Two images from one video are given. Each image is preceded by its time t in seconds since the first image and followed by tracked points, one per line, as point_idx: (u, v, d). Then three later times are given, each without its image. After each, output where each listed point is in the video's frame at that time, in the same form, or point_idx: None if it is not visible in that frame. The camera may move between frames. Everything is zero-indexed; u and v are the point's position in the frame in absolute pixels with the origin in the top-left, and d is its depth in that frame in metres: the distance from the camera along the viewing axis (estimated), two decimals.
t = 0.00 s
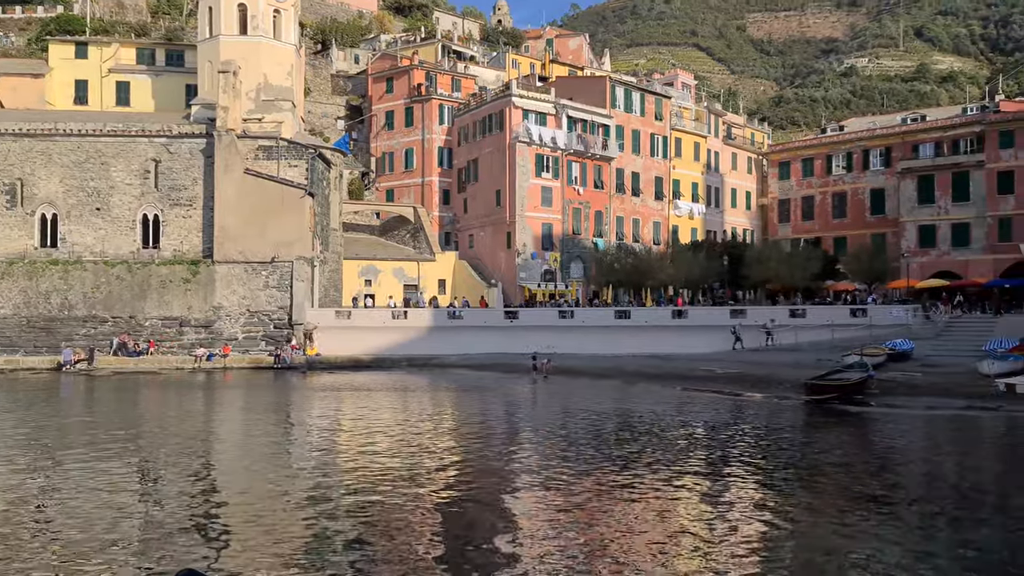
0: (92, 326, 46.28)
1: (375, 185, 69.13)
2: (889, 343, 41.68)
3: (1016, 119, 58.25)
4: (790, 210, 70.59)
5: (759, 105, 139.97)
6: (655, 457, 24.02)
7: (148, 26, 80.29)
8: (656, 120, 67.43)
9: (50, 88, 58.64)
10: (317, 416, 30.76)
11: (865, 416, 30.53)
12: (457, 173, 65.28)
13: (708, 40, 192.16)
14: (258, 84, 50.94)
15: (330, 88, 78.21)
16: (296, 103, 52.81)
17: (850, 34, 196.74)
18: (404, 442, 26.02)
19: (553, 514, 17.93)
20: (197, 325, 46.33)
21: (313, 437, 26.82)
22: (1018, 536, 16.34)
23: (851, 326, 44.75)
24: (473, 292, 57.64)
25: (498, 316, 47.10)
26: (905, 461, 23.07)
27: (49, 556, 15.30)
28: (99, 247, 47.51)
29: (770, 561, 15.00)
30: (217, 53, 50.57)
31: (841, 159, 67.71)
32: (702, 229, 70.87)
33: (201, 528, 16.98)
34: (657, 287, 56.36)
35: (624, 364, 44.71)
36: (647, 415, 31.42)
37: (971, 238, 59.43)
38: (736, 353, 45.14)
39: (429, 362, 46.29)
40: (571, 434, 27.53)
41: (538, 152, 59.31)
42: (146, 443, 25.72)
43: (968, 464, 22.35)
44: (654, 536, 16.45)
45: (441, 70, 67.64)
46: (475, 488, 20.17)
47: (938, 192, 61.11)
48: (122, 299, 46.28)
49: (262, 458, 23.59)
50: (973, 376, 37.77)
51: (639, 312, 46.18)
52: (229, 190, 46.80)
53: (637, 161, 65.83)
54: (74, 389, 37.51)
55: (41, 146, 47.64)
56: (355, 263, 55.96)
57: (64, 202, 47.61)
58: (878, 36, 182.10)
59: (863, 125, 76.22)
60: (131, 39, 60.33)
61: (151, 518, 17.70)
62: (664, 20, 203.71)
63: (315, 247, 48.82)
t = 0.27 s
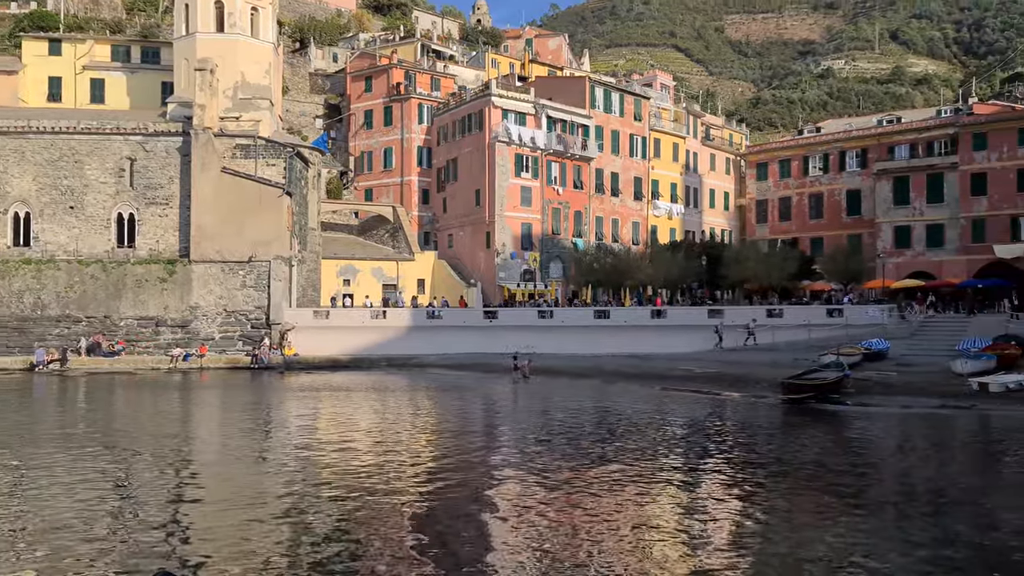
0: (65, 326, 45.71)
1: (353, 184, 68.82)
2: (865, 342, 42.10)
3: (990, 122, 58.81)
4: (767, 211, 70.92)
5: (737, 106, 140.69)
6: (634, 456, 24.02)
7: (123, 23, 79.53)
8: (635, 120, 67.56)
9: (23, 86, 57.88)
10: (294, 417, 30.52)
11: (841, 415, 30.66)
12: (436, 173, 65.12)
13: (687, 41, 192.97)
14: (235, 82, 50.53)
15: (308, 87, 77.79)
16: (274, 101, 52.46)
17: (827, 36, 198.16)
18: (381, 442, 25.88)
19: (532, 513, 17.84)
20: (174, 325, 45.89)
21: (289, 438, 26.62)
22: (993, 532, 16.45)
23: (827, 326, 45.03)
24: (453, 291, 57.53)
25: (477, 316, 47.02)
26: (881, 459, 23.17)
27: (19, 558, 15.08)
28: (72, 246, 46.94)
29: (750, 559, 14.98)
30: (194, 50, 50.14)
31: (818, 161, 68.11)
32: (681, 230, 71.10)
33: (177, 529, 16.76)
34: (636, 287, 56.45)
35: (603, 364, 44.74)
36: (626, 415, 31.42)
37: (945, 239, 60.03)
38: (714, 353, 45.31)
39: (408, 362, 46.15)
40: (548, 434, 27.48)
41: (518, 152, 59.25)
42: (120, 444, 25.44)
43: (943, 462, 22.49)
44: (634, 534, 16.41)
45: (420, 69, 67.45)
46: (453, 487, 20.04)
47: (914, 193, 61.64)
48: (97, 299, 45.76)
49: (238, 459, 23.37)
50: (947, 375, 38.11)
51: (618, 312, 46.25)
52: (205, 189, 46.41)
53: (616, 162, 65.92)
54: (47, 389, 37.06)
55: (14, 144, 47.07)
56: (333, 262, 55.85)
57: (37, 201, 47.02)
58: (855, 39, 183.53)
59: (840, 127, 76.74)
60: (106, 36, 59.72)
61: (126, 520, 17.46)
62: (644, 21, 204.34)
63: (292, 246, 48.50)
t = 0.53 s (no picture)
0: (38, 325, 45.09)
1: (332, 183, 68.46)
2: (841, 342, 42.42)
3: (964, 124, 59.29)
4: (745, 211, 71.23)
5: (715, 107, 141.24)
6: (612, 455, 24.01)
7: (97, 19, 78.68)
8: (614, 120, 67.64)
9: None
10: (270, 417, 30.26)
11: (818, 414, 30.78)
12: (415, 172, 64.89)
13: (665, 42, 193.54)
14: (212, 80, 50.09)
15: (286, 85, 77.28)
16: (251, 100, 52.05)
17: (804, 38, 199.42)
18: (358, 442, 25.70)
19: (512, 512, 17.79)
20: (149, 325, 45.40)
21: (265, 438, 26.38)
22: (968, 528, 16.56)
23: (804, 325, 45.30)
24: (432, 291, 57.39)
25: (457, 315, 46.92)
26: (855, 457, 23.29)
27: None
28: (45, 244, 46.34)
29: (729, 557, 14.99)
30: (169, 47, 49.63)
31: (795, 162, 68.45)
32: (659, 230, 71.28)
33: (152, 530, 16.55)
34: (616, 287, 56.52)
35: (582, 363, 44.76)
36: (604, 414, 31.41)
37: (920, 239, 60.58)
38: (692, 352, 45.45)
39: (386, 362, 45.98)
40: (526, 434, 27.38)
41: (497, 151, 59.18)
42: (94, 445, 25.12)
43: (919, 460, 22.64)
44: (613, 533, 16.38)
45: (399, 67, 67.24)
46: (431, 487, 19.94)
47: (889, 195, 62.15)
48: (70, 298, 45.17)
49: (214, 460, 23.14)
50: (922, 374, 38.44)
51: (597, 312, 46.25)
52: (181, 187, 46.00)
53: (596, 162, 65.96)
54: (19, 390, 36.56)
55: None
56: (311, 262, 55.33)
57: (9, 199, 46.38)
58: (831, 41, 184.79)
59: (817, 128, 77.24)
60: (80, 32, 59.02)
61: (99, 520, 17.24)
62: (622, 21, 204.74)
63: (270, 245, 48.16)
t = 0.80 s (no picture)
0: (10, 325, 44.42)
1: (310, 181, 68.02)
2: (817, 341, 42.70)
3: (939, 126, 59.78)
4: (723, 211, 71.49)
5: (693, 108, 141.59)
6: (591, 455, 23.95)
7: (71, 15, 77.80)
8: (593, 120, 67.71)
9: None
10: (246, 417, 29.98)
11: (794, 413, 30.93)
12: (394, 171, 64.62)
13: (644, 42, 194.01)
14: (188, 77, 49.67)
15: (263, 83, 76.75)
16: (228, 97, 51.65)
17: (781, 40, 200.56)
18: (335, 442, 25.54)
19: (491, 512, 17.67)
20: (124, 324, 44.86)
21: (242, 438, 26.15)
22: (943, 525, 16.65)
23: (781, 325, 45.53)
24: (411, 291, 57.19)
25: (436, 315, 46.81)
26: (831, 455, 23.42)
27: None
28: (17, 243, 45.74)
29: (709, 555, 14.95)
30: (144, 44, 49.11)
31: (772, 162, 68.76)
32: (638, 230, 71.41)
33: (126, 532, 16.29)
34: (594, 286, 56.54)
35: (561, 363, 44.73)
36: (582, 414, 31.39)
37: (895, 240, 61.13)
38: (670, 352, 45.54)
39: (365, 362, 45.75)
40: (504, 433, 27.31)
41: (476, 151, 59.01)
42: (66, 446, 24.78)
43: (894, 458, 22.77)
44: (593, 532, 16.30)
45: (378, 66, 66.98)
46: (409, 487, 19.78)
47: (865, 195, 62.61)
48: (43, 297, 44.42)
49: (189, 461, 22.90)
50: (897, 373, 38.74)
51: (576, 312, 46.27)
52: (157, 185, 45.54)
53: (574, 161, 65.98)
54: None
55: None
56: (289, 260, 54.94)
57: None
58: (808, 42, 185.94)
59: (794, 129, 77.71)
60: (53, 28, 58.45)
61: (71, 522, 17.01)
62: (601, 21, 204.98)
63: (247, 244, 47.80)
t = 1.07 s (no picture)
0: None
1: (288, 181, 67.61)
2: (794, 341, 42.92)
3: (914, 127, 60.18)
4: (702, 212, 71.72)
5: (672, 109, 142.01)
6: (570, 455, 23.92)
7: (46, 12, 76.98)
8: (573, 121, 67.77)
9: None
10: (223, 418, 29.72)
11: (772, 413, 31.06)
12: (373, 170, 64.36)
13: (623, 43, 194.48)
14: (165, 75, 49.25)
15: (241, 81, 76.26)
16: (205, 96, 51.27)
17: (760, 42, 201.72)
18: (313, 442, 25.39)
19: (471, 513, 17.56)
20: (99, 324, 44.37)
21: (218, 439, 25.93)
22: (919, 523, 16.69)
23: (759, 325, 45.74)
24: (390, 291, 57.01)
25: (416, 315, 46.70)
26: (808, 455, 23.51)
27: None
28: None
29: (689, 555, 14.89)
30: (120, 41, 48.59)
31: (751, 163, 69.02)
32: (618, 230, 71.53)
33: (98, 535, 16.03)
34: (574, 286, 56.58)
35: (541, 363, 44.70)
36: (561, 414, 31.38)
37: (871, 241, 61.60)
38: (650, 352, 45.62)
39: (344, 362, 45.53)
40: (484, 434, 27.24)
41: (456, 151, 58.88)
42: (40, 447, 24.46)
43: (870, 458, 22.86)
44: (573, 533, 16.20)
45: (357, 65, 66.76)
46: (388, 488, 19.69)
47: (842, 196, 63.04)
48: (16, 297, 43.79)
49: (165, 462, 22.66)
50: (873, 373, 38.98)
51: (555, 312, 46.27)
52: (133, 184, 45.06)
53: (554, 162, 66.00)
54: None
55: None
56: (267, 260, 54.59)
57: None
58: (786, 44, 187.06)
59: (772, 130, 78.13)
60: (28, 24, 57.99)
61: (44, 523, 16.79)
62: (581, 22, 205.24)
63: (224, 244, 47.43)
